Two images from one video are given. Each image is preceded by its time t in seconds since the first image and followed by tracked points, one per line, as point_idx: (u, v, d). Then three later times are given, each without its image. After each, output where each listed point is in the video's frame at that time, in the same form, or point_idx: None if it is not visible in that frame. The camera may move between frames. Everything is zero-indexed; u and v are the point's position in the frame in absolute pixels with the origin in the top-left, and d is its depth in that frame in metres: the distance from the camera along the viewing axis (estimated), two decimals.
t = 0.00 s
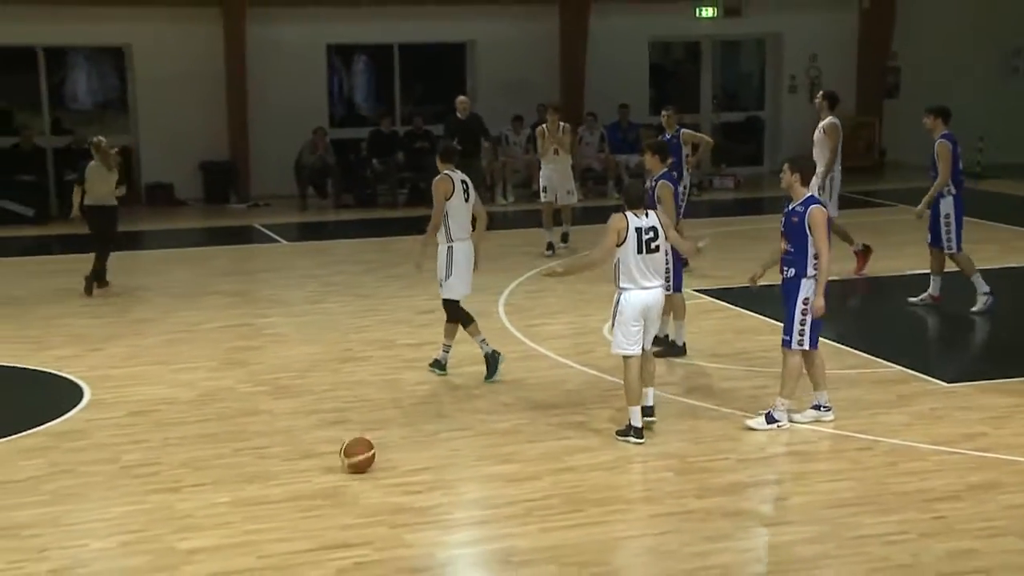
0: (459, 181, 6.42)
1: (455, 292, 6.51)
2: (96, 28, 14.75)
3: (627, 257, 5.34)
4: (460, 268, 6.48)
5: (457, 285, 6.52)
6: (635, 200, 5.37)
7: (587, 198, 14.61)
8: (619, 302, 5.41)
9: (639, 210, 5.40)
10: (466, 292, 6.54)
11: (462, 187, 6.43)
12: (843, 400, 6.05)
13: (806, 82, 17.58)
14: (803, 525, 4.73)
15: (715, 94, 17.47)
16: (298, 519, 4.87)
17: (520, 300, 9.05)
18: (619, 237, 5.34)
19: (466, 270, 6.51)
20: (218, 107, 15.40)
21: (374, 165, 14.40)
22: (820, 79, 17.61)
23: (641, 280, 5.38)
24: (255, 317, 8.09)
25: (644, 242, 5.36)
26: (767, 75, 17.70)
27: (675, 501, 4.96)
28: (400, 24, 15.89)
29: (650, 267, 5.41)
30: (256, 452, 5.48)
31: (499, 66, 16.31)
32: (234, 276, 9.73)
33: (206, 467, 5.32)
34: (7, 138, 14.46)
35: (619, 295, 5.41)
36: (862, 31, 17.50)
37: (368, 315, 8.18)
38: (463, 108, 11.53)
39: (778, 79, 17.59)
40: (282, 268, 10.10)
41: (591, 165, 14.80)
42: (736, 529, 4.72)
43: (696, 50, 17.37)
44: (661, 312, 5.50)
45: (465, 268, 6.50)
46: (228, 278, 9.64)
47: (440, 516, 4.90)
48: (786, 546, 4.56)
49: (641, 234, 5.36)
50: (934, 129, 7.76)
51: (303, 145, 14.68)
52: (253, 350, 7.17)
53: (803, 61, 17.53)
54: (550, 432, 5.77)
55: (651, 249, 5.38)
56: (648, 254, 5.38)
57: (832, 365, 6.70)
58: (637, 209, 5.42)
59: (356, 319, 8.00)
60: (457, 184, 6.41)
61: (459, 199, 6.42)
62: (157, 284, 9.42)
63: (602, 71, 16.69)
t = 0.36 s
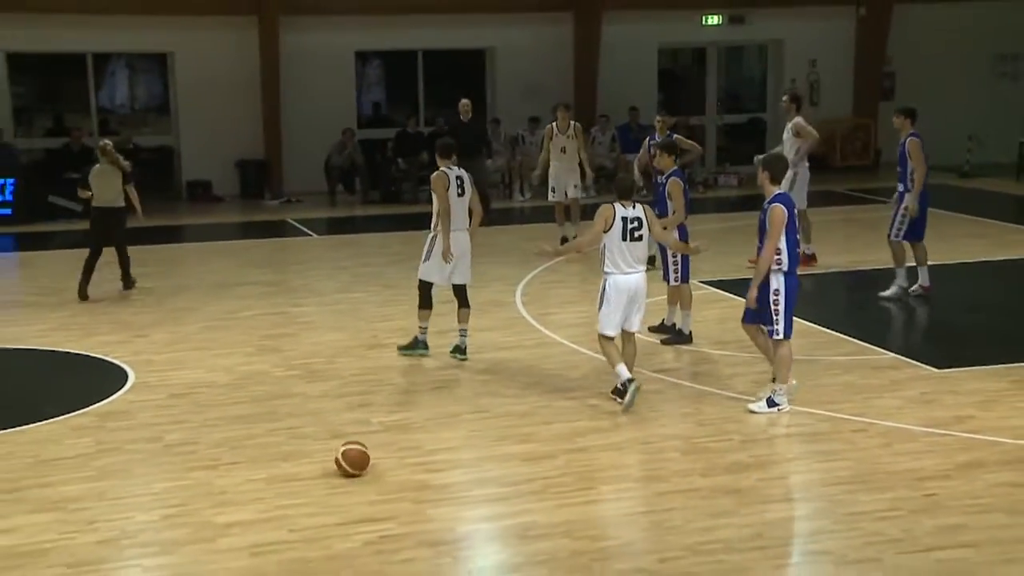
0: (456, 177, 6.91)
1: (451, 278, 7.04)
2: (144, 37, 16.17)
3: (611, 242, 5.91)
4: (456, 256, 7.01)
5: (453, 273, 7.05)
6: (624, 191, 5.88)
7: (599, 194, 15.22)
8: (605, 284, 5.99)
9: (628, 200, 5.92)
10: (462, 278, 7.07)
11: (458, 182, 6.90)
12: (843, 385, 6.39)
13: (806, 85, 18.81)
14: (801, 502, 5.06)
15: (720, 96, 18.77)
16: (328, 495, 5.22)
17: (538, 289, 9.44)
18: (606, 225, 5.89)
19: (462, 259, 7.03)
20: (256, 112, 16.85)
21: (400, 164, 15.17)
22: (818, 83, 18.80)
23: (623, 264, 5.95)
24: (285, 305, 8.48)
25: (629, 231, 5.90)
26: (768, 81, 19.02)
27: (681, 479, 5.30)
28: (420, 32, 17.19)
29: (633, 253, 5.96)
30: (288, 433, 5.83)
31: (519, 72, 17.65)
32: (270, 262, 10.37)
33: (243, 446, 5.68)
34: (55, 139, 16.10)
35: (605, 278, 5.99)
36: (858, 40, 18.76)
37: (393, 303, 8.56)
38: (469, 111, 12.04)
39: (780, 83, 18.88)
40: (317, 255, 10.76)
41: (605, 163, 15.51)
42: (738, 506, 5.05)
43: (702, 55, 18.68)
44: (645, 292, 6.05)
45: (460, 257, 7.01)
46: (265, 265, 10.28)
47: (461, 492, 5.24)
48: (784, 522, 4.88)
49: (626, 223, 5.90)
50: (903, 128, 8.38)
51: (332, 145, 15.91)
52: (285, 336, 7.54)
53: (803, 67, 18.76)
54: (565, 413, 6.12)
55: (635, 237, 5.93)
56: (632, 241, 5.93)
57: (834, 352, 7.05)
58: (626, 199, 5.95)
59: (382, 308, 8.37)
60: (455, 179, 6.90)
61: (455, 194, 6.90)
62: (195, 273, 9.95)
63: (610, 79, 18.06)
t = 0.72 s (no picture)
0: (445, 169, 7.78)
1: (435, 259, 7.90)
2: (179, 33, 16.81)
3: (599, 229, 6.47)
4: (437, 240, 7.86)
5: (435, 254, 7.90)
6: (607, 178, 6.45)
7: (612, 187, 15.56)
8: (595, 261, 6.59)
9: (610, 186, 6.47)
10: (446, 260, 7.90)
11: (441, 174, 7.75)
12: (842, 364, 6.72)
13: (805, 81, 19.58)
14: (798, 474, 5.40)
15: (725, 91, 19.47)
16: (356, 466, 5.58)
17: (551, 273, 9.83)
18: (593, 210, 6.46)
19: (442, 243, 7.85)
20: (286, 105, 17.50)
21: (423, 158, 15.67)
22: (817, 79, 19.58)
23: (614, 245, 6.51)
24: (310, 289, 8.87)
25: (614, 214, 6.47)
26: (770, 77, 19.76)
27: (686, 452, 5.64)
28: (437, 30, 17.83)
29: (621, 233, 6.53)
30: (317, 408, 6.20)
31: (535, 68, 18.34)
32: (299, 247, 10.84)
33: (274, 420, 6.04)
34: (101, 132, 16.71)
35: (596, 256, 6.58)
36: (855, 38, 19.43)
37: (414, 287, 8.93)
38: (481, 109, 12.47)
39: (780, 80, 19.64)
40: (345, 241, 11.25)
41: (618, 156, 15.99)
42: (739, 477, 5.39)
43: (707, 53, 19.36)
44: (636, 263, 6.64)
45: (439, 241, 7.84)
46: (292, 249, 10.74)
47: (480, 463, 5.60)
48: (782, 492, 5.22)
49: (612, 207, 6.46)
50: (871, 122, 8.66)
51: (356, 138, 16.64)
52: (312, 319, 7.92)
53: (804, 63, 19.54)
54: (577, 390, 6.47)
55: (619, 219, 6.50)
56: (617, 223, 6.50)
57: (834, 333, 7.39)
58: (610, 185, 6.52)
59: (403, 292, 8.75)
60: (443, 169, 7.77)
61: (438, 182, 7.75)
62: (226, 256, 10.37)
63: (620, 76, 18.79)
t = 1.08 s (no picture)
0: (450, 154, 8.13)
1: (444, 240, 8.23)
2: (207, 31, 17.45)
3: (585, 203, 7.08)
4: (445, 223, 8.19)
5: (445, 236, 8.26)
6: (594, 156, 7.06)
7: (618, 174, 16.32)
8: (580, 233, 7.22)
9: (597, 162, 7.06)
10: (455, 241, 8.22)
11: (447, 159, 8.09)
12: (839, 343, 7.08)
13: (802, 74, 20.16)
14: (794, 445, 5.75)
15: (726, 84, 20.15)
16: (378, 436, 5.94)
17: (562, 255, 10.23)
18: (579, 186, 7.10)
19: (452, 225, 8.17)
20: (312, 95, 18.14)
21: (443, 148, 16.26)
22: (814, 72, 20.18)
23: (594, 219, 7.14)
24: (332, 270, 9.27)
25: (598, 189, 7.09)
26: (770, 71, 20.43)
27: (689, 424, 6.00)
28: (453, 26, 18.42)
29: (604, 207, 7.15)
30: (340, 383, 6.58)
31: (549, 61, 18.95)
32: (323, 230, 11.31)
33: (301, 394, 6.42)
34: (139, 122, 17.37)
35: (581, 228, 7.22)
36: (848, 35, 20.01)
37: (431, 270, 9.32)
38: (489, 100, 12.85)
39: (779, 71, 20.26)
40: (367, 224, 11.71)
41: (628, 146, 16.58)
42: (739, 448, 5.74)
43: (709, 47, 20.04)
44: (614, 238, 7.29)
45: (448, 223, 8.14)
46: (317, 232, 11.20)
47: (495, 434, 5.96)
48: (778, 462, 5.57)
49: (596, 182, 7.09)
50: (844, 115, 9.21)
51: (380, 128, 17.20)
52: (334, 299, 8.31)
53: (801, 58, 20.15)
54: (586, 365, 6.84)
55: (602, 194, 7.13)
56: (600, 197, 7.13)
57: (833, 314, 7.75)
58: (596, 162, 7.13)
59: (421, 275, 9.14)
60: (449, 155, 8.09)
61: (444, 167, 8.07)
62: (253, 239, 10.83)
63: (626, 69, 19.43)
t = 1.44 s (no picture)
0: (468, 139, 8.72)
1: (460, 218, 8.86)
2: (232, 28, 17.81)
3: (582, 186, 7.57)
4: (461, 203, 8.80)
5: (461, 216, 8.91)
6: (593, 145, 7.50)
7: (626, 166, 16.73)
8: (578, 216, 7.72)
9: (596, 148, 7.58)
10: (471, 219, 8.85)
11: (466, 144, 8.68)
12: (839, 326, 7.39)
13: (803, 69, 20.52)
14: (793, 422, 6.05)
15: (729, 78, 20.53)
16: (399, 413, 6.27)
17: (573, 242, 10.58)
18: (578, 171, 7.56)
19: (468, 205, 8.78)
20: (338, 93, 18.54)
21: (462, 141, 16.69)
22: (814, 67, 20.53)
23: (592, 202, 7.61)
24: (352, 256, 9.62)
25: (596, 175, 7.55)
26: (772, 66, 20.75)
27: (693, 403, 6.31)
28: (467, 23, 18.84)
29: (601, 193, 7.62)
30: (361, 363, 6.91)
31: (561, 57, 19.32)
32: (344, 217, 11.67)
33: (326, 372, 6.76)
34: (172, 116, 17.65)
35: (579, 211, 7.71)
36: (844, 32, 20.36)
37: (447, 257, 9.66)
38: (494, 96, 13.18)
39: (780, 67, 20.59)
40: (387, 212, 12.07)
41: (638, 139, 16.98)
42: (742, 425, 6.05)
43: (714, 44, 20.41)
44: (611, 220, 7.79)
45: (465, 203, 8.74)
46: (338, 219, 11.57)
47: (509, 411, 6.28)
48: (778, 439, 5.88)
49: (594, 169, 7.55)
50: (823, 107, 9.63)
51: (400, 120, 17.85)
52: (355, 284, 8.66)
53: (801, 53, 20.47)
54: (596, 347, 7.16)
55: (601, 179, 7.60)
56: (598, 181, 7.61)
57: (834, 299, 8.06)
58: (596, 150, 7.58)
59: (437, 261, 9.49)
60: (467, 139, 8.69)
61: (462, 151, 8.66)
62: (278, 226, 11.19)
63: (634, 65, 19.77)
